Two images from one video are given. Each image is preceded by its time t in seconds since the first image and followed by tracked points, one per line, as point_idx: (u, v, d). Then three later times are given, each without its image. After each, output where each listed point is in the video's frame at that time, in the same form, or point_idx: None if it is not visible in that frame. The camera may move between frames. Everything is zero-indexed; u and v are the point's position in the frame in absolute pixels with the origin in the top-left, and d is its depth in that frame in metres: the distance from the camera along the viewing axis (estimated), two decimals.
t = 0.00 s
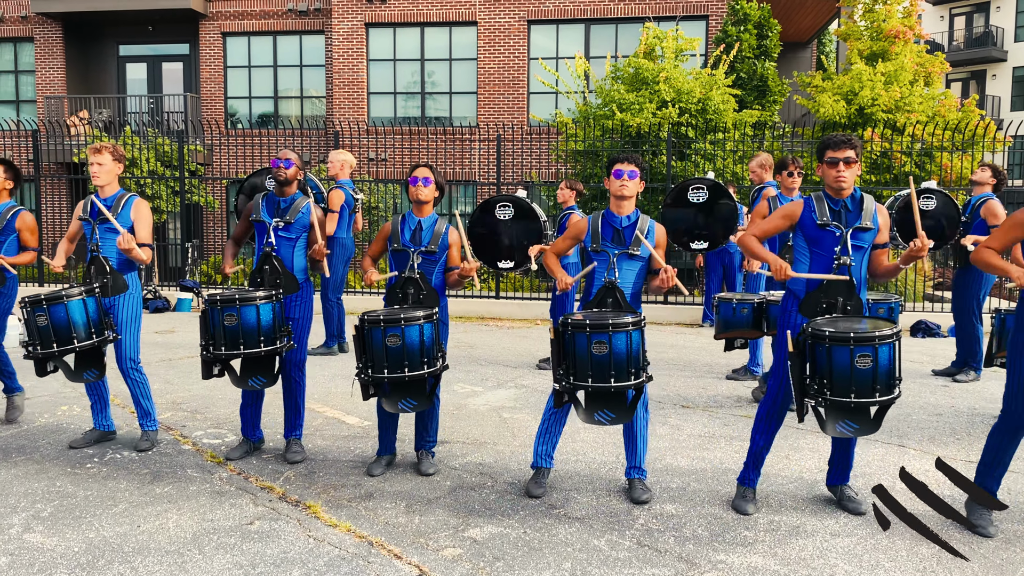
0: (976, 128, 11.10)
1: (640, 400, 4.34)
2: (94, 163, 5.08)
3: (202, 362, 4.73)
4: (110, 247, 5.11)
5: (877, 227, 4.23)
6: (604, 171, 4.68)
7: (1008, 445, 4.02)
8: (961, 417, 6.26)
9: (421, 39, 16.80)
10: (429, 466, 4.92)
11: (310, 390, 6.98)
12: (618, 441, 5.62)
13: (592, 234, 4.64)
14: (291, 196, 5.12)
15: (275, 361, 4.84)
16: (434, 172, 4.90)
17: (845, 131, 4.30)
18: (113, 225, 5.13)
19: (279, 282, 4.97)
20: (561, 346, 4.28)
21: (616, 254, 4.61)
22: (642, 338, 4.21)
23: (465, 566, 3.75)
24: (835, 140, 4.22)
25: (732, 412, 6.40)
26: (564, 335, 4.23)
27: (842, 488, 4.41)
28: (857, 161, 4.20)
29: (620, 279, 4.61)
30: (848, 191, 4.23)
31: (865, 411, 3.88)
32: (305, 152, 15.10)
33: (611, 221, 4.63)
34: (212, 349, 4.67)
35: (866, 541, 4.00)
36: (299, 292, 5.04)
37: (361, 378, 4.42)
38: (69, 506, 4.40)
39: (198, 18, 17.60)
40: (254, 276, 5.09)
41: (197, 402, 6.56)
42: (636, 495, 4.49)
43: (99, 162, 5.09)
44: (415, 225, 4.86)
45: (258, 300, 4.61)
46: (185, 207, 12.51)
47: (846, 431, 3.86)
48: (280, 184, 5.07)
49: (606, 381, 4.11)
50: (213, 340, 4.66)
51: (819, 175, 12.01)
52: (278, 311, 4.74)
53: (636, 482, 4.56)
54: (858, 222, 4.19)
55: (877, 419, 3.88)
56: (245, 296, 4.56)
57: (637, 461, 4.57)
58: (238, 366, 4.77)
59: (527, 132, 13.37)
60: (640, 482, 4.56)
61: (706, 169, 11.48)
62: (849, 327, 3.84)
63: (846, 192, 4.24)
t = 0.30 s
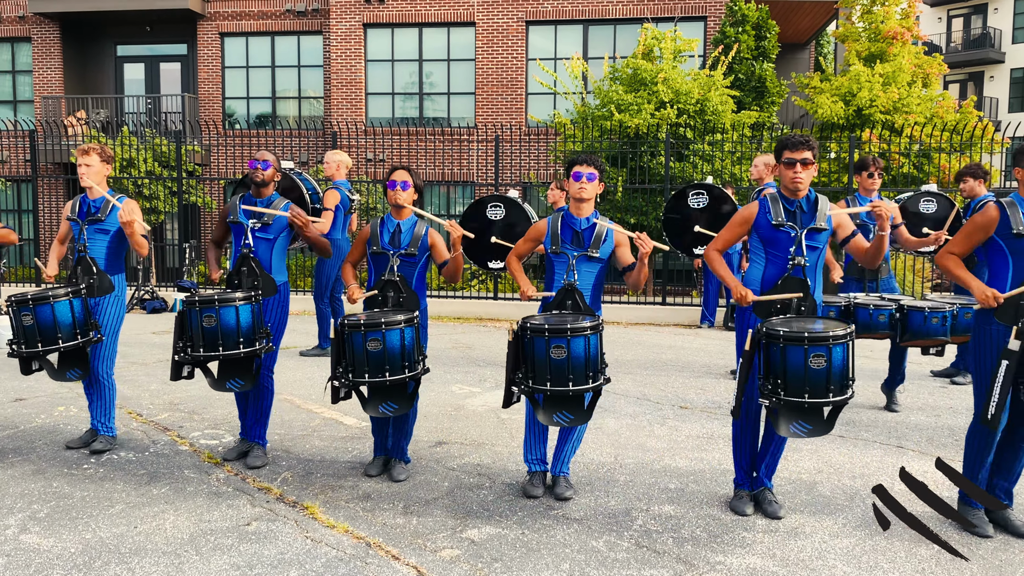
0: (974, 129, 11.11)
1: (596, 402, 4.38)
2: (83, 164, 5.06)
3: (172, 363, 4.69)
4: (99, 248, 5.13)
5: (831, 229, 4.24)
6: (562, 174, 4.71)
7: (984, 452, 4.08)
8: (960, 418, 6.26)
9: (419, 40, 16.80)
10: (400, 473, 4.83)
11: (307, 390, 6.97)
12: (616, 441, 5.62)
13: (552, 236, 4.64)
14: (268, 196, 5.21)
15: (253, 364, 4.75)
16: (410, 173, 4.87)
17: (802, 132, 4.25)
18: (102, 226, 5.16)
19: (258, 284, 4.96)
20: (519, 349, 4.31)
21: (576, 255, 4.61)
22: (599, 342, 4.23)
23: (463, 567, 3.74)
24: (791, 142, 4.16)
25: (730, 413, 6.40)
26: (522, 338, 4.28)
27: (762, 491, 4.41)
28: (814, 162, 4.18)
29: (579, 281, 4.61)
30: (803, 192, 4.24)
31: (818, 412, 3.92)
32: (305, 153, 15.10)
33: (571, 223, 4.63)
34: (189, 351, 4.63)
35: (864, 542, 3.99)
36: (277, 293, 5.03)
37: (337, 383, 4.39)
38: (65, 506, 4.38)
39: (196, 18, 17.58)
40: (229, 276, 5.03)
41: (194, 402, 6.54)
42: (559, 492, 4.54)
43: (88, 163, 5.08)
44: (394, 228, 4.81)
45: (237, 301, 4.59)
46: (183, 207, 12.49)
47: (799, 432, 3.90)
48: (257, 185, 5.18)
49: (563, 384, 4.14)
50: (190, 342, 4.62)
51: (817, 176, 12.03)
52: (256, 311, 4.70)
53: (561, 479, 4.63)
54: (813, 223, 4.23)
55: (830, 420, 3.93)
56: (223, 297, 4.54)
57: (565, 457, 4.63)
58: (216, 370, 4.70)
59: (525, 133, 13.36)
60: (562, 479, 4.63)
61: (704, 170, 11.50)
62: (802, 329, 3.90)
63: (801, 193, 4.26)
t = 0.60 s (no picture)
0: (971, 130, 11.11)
1: (580, 398, 4.40)
2: (73, 161, 5.03)
3: (165, 365, 4.67)
4: (87, 246, 5.09)
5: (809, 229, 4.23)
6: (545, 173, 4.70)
7: (970, 447, 4.12)
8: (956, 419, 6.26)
9: (417, 40, 16.79)
10: (398, 473, 4.82)
11: (304, 390, 6.97)
12: (614, 442, 5.61)
13: (533, 235, 4.65)
14: (254, 196, 5.10)
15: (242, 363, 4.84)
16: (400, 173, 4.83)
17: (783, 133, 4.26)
18: (91, 224, 5.12)
19: (244, 283, 4.92)
20: (500, 347, 4.32)
21: (556, 254, 4.61)
22: (577, 337, 4.25)
23: (460, 568, 3.74)
24: (771, 142, 4.16)
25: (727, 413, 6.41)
26: (503, 336, 4.28)
27: (759, 491, 4.41)
28: (794, 162, 4.18)
29: (559, 279, 4.60)
30: (782, 193, 4.23)
31: (797, 412, 3.98)
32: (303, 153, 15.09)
33: (551, 223, 4.64)
34: (174, 350, 4.61)
35: (862, 543, 3.99)
36: (264, 292, 4.99)
37: (331, 385, 4.36)
38: (61, 506, 4.37)
39: (193, 18, 17.56)
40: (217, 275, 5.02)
41: (191, 402, 6.53)
42: (557, 491, 4.55)
43: (78, 161, 5.04)
44: (384, 228, 4.80)
45: (220, 300, 4.58)
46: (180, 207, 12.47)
47: (778, 432, 3.96)
48: (244, 184, 5.05)
49: (543, 380, 4.15)
50: (175, 341, 4.61)
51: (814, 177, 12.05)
52: (241, 312, 4.70)
53: (558, 478, 4.62)
54: (789, 225, 4.20)
55: (810, 420, 3.99)
56: (207, 297, 4.54)
57: (562, 458, 4.63)
58: (202, 369, 4.75)
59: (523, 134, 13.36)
60: (563, 478, 4.63)
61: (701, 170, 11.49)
62: (779, 328, 3.90)
63: (780, 194, 4.24)
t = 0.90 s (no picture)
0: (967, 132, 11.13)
1: (567, 397, 4.44)
2: (63, 161, 5.04)
3: (149, 361, 4.66)
4: (77, 246, 5.11)
5: (797, 230, 4.24)
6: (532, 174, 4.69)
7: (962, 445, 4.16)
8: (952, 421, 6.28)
9: (414, 41, 16.79)
10: (390, 473, 4.85)
11: (300, 391, 6.96)
12: (611, 443, 5.62)
13: (521, 236, 4.66)
14: (247, 197, 5.07)
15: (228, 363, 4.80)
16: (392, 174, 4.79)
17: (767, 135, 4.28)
18: (81, 224, 5.11)
19: (236, 284, 4.91)
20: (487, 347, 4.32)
21: (544, 254, 4.62)
22: (565, 336, 4.26)
23: (457, 569, 3.73)
24: (757, 144, 4.17)
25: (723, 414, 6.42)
26: (490, 337, 4.29)
27: (752, 490, 4.46)
28: (779, 165, 4.20)
29: (547, 279, 4.62)
30: (769, 195, 4.24)
31: (784, 411, 3.98)
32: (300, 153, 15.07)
33: (539, 223, 4.65)
34: (163, 349, 4.59)
35: (858, 544, 4.00)
36: (254, 293, 4.99)
37: (324, 385, 4.34)
38: (57, 507, 4.36)
39: (190, 18, 17.55)
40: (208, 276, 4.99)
41: (187, 403, 6.52)
42: (547, 491, 4.57)
43: (68, 161, 5.05)
44: (377, 228, 4.78)
45: (211, 300, 4.58)
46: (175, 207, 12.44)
47: (765, 430, 3.96)
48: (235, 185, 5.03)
49: (530, 379, 4.16)
50: (164, 340, 4.60)
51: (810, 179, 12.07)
52: (231, 311, 4.70)
53: (547, 479, 4.64)
54: (777, 225, 4.22)
55: (796, 419, 3.99)
56: (198, 295, 4.53)
57: (550, 458, 4.64)
58: (190, 367, 4.73)
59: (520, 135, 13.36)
60: (553, 478, 4.64)
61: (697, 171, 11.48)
62: (767, 329, 3.92)
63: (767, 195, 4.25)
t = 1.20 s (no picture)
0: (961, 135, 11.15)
1: (564, 399, 4.43)
2: (53, 161, 5.02)
3: (151, 369, 4.65)
4: (66, 247, 5.08)
5: (789, 233, 4.26)
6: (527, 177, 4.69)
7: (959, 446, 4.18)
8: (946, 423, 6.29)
9: (411, 42, 16.79)
10: (385, 473, 4.84)
11: (296, 392, 6.95)
12: (606, 444, 5.63)
13: (516, 239, 4.67)
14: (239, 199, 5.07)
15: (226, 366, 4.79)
16: (386, 177, 4.77)
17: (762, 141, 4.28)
18: (71, 225, 5.10)
19: (230, 286, 4.91)
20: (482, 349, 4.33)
21: (539, 257, 4.62)
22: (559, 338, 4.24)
23: (452, 570, 3.73)
24: (750, 149, 4.19)
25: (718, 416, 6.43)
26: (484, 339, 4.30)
27: (746, 491, 4.45)
28: (773, 172, 4.20)
29: (543, 281, 4.62)
30: (762, 200, 4.25)
31: (781, 413, 3.98)
32: (296, 154, 15.07)
33: (534, 226, 4.65)
34: (161, 355, 4.57)
35: (852, 546, 4.01)
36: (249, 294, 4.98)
37: (318, 387, 4.34)
38: (52, 507, 4.35)
39: (187, 17, 17.52)
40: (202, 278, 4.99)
41: (182, 403, 6.51)
42: (543, 492, 4.57)
43: (59, 161, 5.04)
44: (370, 230, 4.78)
45: (204, 305, 4.56)
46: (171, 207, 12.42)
47: (763, 432, 3.96)
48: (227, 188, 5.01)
49: (524, 382, 4.17)
50: (160, 346, 4.59)
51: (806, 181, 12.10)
52: (226, 315, 4.68)
53: (544, 480, 4.63)
54: (770, 229, 4.23)
55: (794, 421, 3.98)
56: (191, 302, 4.53)
57: (547, 459, 4.64)
58: (189, 372, 4.72)
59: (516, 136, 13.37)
60: (549, 480, 4.64)
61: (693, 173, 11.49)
62: (759, 333, 3.92)
63: (760, 200, 4.26)
